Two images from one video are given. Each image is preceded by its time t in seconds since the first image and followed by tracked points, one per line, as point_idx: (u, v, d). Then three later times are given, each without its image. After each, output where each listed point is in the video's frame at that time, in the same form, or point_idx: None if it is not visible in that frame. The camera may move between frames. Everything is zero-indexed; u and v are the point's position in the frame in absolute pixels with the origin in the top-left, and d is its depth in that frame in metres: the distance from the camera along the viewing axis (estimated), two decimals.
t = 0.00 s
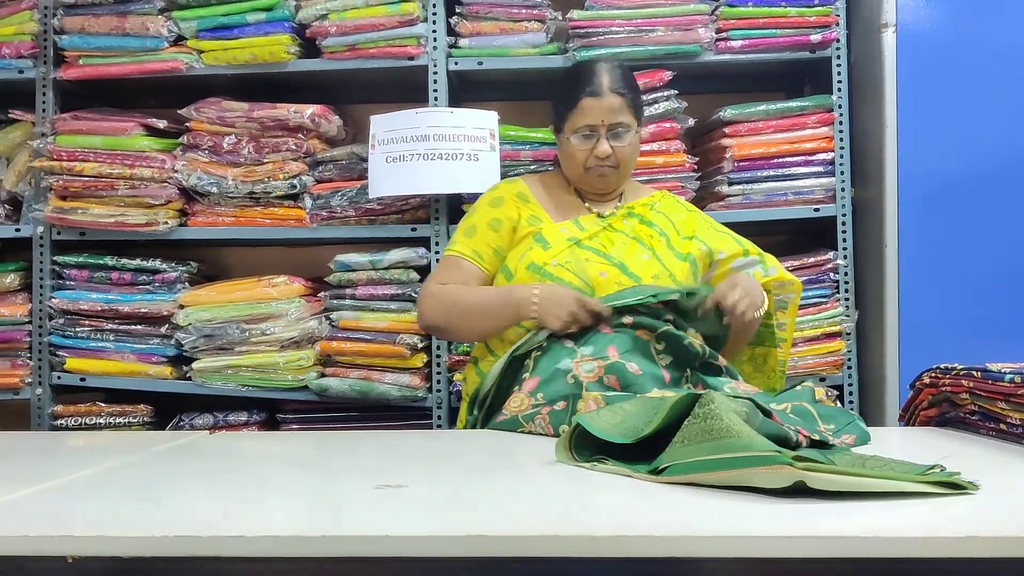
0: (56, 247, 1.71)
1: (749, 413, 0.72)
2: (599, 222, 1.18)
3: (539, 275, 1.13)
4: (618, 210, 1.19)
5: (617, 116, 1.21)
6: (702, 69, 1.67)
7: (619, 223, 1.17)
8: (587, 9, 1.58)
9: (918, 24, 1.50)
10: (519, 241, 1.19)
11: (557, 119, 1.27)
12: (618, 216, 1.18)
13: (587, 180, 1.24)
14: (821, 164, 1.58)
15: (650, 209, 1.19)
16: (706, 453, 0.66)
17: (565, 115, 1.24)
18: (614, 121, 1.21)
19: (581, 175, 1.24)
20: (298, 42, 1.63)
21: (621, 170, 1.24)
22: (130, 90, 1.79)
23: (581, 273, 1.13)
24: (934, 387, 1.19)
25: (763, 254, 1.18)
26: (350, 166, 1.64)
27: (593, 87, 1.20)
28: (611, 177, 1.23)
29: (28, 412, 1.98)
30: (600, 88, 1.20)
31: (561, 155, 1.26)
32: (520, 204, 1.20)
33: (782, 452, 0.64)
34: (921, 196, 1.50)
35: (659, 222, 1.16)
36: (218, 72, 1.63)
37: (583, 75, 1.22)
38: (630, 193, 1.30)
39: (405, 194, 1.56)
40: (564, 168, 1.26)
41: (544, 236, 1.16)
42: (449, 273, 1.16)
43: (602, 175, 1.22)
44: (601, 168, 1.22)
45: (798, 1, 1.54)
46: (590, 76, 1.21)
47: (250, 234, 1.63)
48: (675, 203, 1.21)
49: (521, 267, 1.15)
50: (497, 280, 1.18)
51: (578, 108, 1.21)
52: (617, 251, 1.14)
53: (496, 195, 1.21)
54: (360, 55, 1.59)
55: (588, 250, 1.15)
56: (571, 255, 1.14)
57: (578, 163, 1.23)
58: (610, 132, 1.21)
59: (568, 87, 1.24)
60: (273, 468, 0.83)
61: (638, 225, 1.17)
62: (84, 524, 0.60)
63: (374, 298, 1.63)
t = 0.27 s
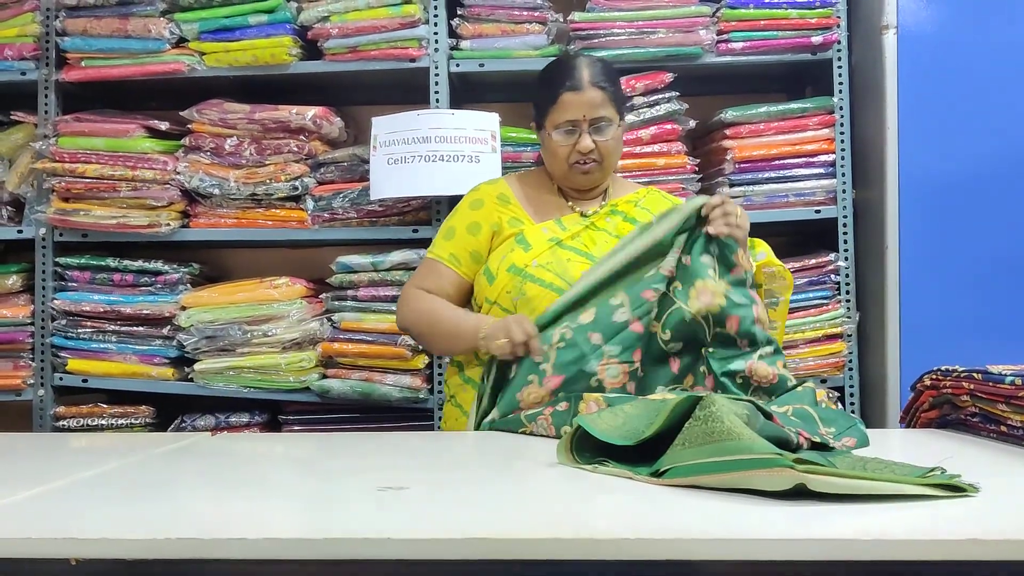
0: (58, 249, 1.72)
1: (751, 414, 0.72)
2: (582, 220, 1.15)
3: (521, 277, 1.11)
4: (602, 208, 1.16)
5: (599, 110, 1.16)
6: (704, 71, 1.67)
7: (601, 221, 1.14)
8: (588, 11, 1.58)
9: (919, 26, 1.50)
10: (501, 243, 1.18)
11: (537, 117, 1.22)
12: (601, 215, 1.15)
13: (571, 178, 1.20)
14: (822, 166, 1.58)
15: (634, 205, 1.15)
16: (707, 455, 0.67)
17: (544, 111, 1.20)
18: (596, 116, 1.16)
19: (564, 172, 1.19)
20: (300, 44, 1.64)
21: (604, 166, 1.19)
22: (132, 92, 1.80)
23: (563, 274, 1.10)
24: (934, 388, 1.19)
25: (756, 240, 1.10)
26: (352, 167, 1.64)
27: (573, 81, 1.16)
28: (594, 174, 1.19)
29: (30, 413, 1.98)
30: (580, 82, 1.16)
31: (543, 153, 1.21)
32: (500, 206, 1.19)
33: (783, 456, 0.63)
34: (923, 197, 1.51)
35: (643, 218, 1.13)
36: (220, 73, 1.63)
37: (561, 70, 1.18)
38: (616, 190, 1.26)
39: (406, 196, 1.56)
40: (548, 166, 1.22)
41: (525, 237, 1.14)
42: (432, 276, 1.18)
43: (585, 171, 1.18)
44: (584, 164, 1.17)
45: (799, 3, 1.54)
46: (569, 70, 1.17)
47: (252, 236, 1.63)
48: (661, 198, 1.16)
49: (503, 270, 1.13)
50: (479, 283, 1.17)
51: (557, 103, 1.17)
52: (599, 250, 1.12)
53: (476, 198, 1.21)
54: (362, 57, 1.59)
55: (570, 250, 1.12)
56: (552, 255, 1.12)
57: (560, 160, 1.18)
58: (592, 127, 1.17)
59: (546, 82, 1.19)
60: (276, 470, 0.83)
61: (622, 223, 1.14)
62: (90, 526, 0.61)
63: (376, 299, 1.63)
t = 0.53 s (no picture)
0: (62, 250, 1.72)
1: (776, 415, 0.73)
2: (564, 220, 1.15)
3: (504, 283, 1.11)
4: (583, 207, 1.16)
5: (575, 105, 1.16)
6: (707, 73, 1.67)
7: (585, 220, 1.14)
8: (592, 12, 1.58)
9: (922, 28, 1.50)
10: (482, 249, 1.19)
11: (514, 115, 1.22)
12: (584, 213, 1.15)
13: (550, 174, 1.20)
14: (826, 167, 1.58)
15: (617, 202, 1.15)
16: (747, 459, 0.66)
17: (521, 110, 1.20)
18: (573, 111, 1.16)
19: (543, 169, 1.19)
20: (304, 45, 1.64)
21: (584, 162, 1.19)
22: (136, 93, 1.80)
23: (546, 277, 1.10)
24: (938, 390, 1.19)
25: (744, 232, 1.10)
26: (355, 169, 1.64)
27: (548, 77, 1.16)
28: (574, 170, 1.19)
29: (33, 413, 1.98)
30: (555, 78, 1.16)
31: (522, 151, 1.21)
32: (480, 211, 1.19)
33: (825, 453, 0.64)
34: (927, 199, 1.51)
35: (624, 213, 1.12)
36: (223, 75, 1.64)
37: (537, 67, 1.18)
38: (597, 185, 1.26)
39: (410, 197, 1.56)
40: (526, 162, 1.23)
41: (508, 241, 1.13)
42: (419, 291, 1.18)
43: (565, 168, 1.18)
44: (563, 161, 1.17)
45: (802, 5, 1.54)
46: (544, 67, 1.17)
47: (256, 237, 1.63)
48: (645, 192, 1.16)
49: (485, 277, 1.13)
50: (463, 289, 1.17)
51: (534, 100, 1.17)
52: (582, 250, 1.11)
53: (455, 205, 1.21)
54: (366, 59, 1.59)
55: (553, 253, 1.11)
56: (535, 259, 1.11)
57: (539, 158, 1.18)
58: (570, 122, 1.17)
59: (520, 80, 1.19)
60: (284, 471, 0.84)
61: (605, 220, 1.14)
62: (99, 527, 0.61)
63: (379, 301, 1.63)
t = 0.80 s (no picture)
0: (62, 249, 1.72)
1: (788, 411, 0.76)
2: (545, 219, 1.14)
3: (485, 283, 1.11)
4: (562, 203, 1.16)
5: (550, 100, 1.19)
6: (707, 72, 1.67)
7: (564, 217, 1.14)
8: (591, 12, 1.58)
9: (922, 27, 1.50)
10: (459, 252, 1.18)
11: (489, 113, 1.24)
12: (562, 211, 1.15)
13: (527, 170, 1.21)
14: (826, 167, 1.58)
15: (595, 196, 1.15)
16: (804, 459, 0.66)
17: (497, 107, 1.22)
18: (547, 106, 1.19)
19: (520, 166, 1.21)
20: (304, 44, 1.64)
21: (560, 158, 1.21)
22: (136, 92, 1.80)
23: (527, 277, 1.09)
24: (938, 390, 1.19)
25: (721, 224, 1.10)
26: (355, 168, 1.64)
27: (523, 73, 1.19)
28: (550, 166, 1.20)
29: (33, 412, 1.98)
30: (530, 74, 1.20)
31: (498, 148, 1.23)
32: (457, 215, 1.19)
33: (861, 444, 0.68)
34: (928, 199, 1.51)
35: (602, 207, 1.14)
36: (223, 74, 1.63)
37: (512, 64, 1.21)
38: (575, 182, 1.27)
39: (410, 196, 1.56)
40: (503, 161, 1.23)
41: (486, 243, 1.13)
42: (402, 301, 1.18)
43: (541, 164, 1.20)
44: (539, 157, 1.19)
45: (803, 4, 1.54)
46: (518, 63, 1.20)
47: (256, 236, 1.63)
48: (621, 185, 1.17)
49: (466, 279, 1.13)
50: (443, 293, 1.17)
51: (509, 96, 1.20)
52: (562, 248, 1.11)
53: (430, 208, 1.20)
54: (366, 58, 1.59)
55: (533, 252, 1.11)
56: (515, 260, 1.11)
57: (516, 154, 1.20)
58: (545, 117, 1.19)
59: (495, 78, 1.22)
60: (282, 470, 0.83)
61: (584, 216, 1.14)
62: (96, 526, 0.61)
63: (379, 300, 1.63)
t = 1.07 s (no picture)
0: (62, 247, 1.72)
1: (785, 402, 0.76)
2: (533, 220, 1.14)
3: (477, 290, 1.11)
4: (552, 202, 1.15)
5: (536, 99, 1.15)
6: (708, 70, 1.67)
7: (555, 217, 1.14)
8: (591, 9, 1.58)
9: (922, 25, 1.50)
10: (451, 255, 1.19)
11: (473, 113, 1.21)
12: (552, 210, 1.14)
13: (515, 169, 1.19)
14: (826, 165, 1.58)
15: (585, 194, 1.15)
16: (804, 456, 0.66)
17: (481, 107, 1.18)
18: (535, 106, 1.15)
19: (508, 166, 1.19)
20: (303, 42, 1.64)
21: (551, 156, 1.19)
22: (136, 90, 1.80)
23: (519, 281, 1.10)
24: (938, 388, 1.19)
25: (714, 214, 1.13)
26: (355, 166, 1.63)
27: (508, 72, 1.15)
28: (540, 165, 1.18)
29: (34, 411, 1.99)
30: (515, 73, 1.15)
31: (486, 148, 1.20)
32: (445, 218, 1.20)
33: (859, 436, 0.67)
34: (928, 197, 1.50)
35: (594, 206, 1.13)
36: (223, 72, 1.63)
37: (495, 62, 1.16)
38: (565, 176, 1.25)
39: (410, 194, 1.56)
40: (492, 160, 1.22)
41: (477, 247, 1.14)
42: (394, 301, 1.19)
43: (529, 163, 1.17)
44: (527, 157, 1.17)
45: (803, 2, 1.54)
46: (504, 62, 1.16)
47: (256, 234, 1.63)
48: (611, 181, 1.17)
49: (458, 285, 1.13)
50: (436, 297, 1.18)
51: (495, 96, 1.16)
52: (554, 249, 1.12)
53: (420, 214, 1.22)
54: (365, 56, 1.59)
55: (524, 255, 1.12)
56: (507, 263, 1.11)
57: (504, 154, 1.18)
58: (533, 117, 1.16)
59: (480, 75, 1.18)
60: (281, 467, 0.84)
61: (575, 216, 1.14)
62: (95, 523, 0.61)
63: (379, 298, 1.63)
